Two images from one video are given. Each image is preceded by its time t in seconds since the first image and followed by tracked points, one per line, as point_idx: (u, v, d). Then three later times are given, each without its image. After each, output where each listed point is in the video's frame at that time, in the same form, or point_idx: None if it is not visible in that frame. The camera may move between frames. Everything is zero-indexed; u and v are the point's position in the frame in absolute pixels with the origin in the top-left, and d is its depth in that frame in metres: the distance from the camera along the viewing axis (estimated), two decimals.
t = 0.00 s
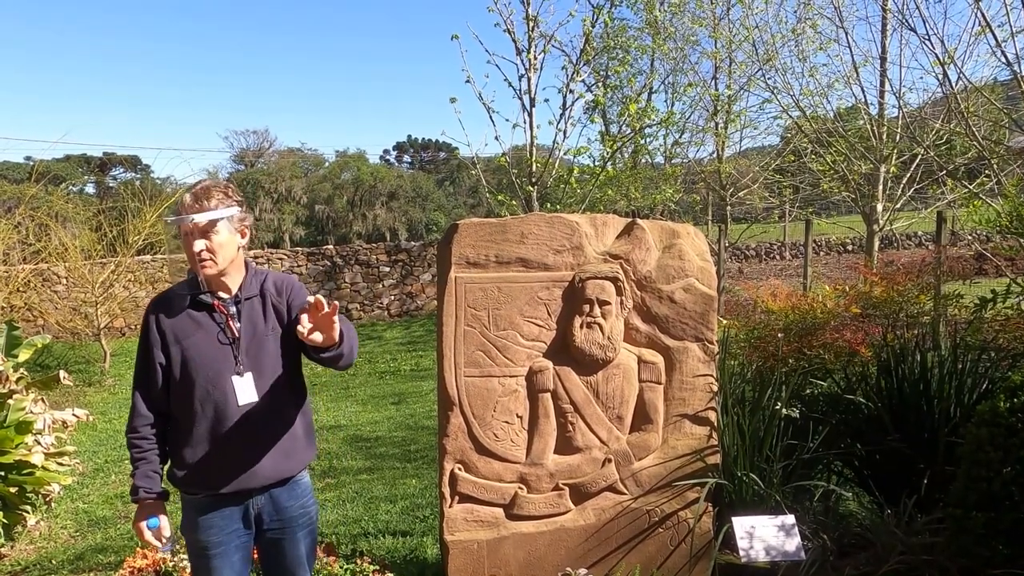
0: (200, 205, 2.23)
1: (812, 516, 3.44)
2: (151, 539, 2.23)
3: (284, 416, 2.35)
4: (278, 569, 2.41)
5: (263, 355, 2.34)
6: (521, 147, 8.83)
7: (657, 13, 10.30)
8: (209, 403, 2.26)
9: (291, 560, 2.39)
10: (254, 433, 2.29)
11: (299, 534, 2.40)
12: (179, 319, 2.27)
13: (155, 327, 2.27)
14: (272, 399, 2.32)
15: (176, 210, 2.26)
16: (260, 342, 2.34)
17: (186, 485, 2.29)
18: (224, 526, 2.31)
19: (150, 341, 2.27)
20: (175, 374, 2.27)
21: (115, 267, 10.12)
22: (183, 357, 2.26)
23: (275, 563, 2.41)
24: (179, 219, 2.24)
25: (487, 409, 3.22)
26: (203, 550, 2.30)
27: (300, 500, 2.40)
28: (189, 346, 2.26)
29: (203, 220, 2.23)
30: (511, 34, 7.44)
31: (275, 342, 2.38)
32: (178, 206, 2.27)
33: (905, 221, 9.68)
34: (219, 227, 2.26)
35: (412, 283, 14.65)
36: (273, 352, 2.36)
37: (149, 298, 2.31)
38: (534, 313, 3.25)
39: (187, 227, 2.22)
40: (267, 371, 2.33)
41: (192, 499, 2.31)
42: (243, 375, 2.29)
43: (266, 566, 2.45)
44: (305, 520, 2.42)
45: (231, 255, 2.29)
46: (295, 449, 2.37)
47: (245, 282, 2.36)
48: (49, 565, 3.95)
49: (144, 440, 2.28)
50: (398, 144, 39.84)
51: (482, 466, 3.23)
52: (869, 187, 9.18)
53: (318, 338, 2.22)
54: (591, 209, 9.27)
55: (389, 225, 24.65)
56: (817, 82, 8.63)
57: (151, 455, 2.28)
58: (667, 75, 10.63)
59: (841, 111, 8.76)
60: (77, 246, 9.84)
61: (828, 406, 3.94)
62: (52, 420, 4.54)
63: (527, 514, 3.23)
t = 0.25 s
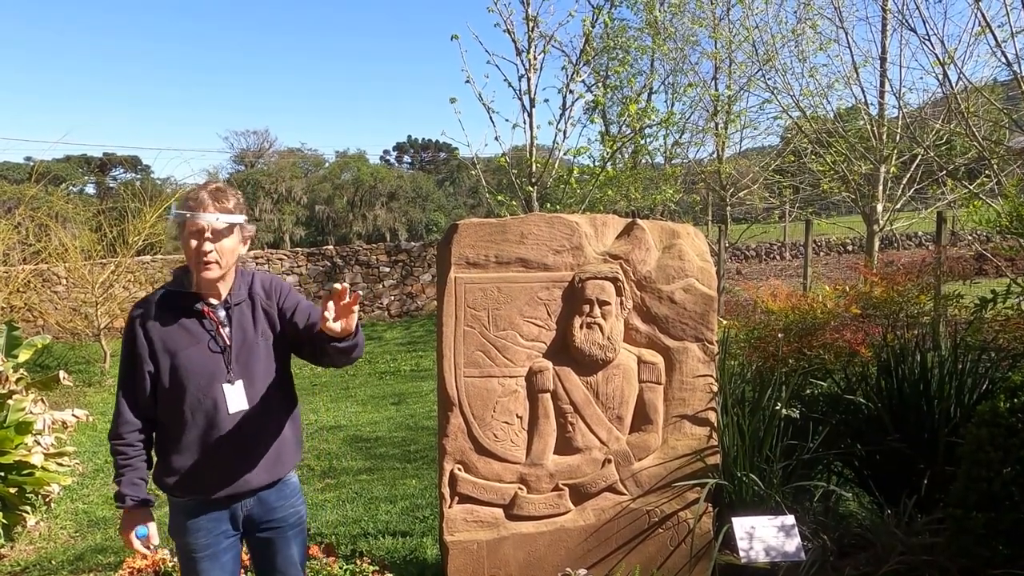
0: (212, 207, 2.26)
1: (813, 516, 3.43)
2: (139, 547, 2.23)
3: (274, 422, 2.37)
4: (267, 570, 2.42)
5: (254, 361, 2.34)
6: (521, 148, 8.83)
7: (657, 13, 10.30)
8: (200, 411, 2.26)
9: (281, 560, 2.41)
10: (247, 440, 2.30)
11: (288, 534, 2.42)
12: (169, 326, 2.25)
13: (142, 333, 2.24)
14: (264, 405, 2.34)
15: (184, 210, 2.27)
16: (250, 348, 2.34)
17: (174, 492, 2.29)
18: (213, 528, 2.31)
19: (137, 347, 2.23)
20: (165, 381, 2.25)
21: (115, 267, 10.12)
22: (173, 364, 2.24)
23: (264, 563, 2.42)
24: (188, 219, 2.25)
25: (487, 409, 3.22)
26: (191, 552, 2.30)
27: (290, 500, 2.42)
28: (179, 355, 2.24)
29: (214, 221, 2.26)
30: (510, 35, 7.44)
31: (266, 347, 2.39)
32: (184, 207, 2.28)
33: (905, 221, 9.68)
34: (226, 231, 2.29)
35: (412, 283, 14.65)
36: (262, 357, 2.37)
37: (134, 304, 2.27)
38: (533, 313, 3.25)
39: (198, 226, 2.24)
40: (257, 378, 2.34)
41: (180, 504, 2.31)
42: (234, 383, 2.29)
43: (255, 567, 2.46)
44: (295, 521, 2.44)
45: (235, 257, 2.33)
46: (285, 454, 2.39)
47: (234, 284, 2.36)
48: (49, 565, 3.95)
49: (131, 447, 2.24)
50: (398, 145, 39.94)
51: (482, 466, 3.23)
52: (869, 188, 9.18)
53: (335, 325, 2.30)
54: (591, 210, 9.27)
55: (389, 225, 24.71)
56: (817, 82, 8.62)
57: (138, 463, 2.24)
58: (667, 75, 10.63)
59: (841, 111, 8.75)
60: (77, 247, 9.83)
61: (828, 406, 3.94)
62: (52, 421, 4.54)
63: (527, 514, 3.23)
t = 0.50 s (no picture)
0: (218, 214, 2.27)
1: (812, 517, 3.43)
2: (130, 558, 2.19)
3: (267, 428, 2.39)
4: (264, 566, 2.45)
5: (248, 368, 2.35)
6: (520, 148, 8.83)
7: (657, 13, 10.30)
8: (195, 417, 2.26)
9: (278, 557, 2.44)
10: (242, 446, 2.32)
11: (285, 532, 2.46)
12: (165, 331, 2.24)
13: (137, 338, 2.22)
14: (258, 412, 2.36)
15: (188, 215, 2.25)
16: (244, 355, 2.35)
17: (167, 497, 2.28)
18: (207, 530, 2.31)
19: (132, 352, 2.21)
20: (159, 387, 2.24)
21: (114, 267, 10.12)
22: (168, 370, 2.24)
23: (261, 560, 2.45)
24: (194, 224, 2.23)
25: (486, 409, 3.22)
26: (185, 555, 2.29)
27: (284, 499, 2.44)
28: (175, 361, 2.24)
29: (221, 229, 2.26)
30: (510, 34, 7.44)
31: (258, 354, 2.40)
32: (187, 211, 2.27)
33: (905, 221, 9.69)
34: (230, 239, 2.30)
35: (411, 284, 14.65)
36: (254, 363, 2.37)
37: (128, 308, 2.24)
38: (533, 313, 3.24)
39: (203, 233, 2.24)
40: (251, 385, 2.36)
41: (171, 510, 2.30)
42: (229, 390, 2.30)
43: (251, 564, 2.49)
44: (291, 519, 2.46)
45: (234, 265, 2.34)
46: (278, 460, 2.41)
47: (228, 291, 2.36)
48: (48, 566, 3.95)
49: (122, 456, 2.18)
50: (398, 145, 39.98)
51: (481, 466, 3.22)
52: (869, 188, 9.18)
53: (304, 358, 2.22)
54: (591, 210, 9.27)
55: (388, 225, 24.75)
56: (817, 82, 8.62)
57: (130, 470, 2.19)
58: (667, 76, 10.63)
59: (841, 111, 8.75)
60: (77, 247, 9.83)
61: (828, 406, 3.93)
62: (51, 421, 4.53)
63: (527, 514, 3.22)
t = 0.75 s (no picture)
0: (236, 221, 2.24)
1: (812, 516, 3.43)
2: (125, 556, 2.11)
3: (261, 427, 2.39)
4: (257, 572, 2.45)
5: (243, 365, 2.36)
6: (520, 148, 8.83)
7: (657, 13, 10.30)
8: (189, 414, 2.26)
9: (271, 562, 2.44)
10: (236, 444, 2.32)
11: (278, 537, 2.45)
12: (161, 326, 2.24)
13: (132, 332, 2.22)
14: (252, 410, 2.36)
15: (207, 217, 2.21)
16: (239, 352, 2.36)
17: (161, 495, 2.27)
18: (201, 534, 2.31)
19: (127, 346, 2.21)
20: (153, 382, 2.23)
21: (114, 267, 10.11)
22: (162, 365, 2.23)
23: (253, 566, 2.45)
24: (211, 228, 2.21)
25: (486, 410, 3.22)
26: (179, 558, 2.30)
27: (278, 503, 2.44)
28: (169, 356, 2.24)
29: (237, 236, 2.25)
30: (509, 34, 7.43)
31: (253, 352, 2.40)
32: (206, 212, 2.22)
33: (905, 221, 9.69)
34: (242, 243, 2.27)
35: (411, 283, 14.65)
36: (248, 361, 2.38)
37: (123, 302, 2.24)
38: (532, 313, 3.24)
39: (219, 238, 2.22)
40: (245, 383, 2.36)
41: (165, 509, 2.29)
42: (223, 387, 2.30)
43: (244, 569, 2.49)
44: (284, 524, 2.46)
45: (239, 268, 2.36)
46: (272, 460, 2.41)
47: (226, 289, 2.37)
48: (47, 566, 3.94)
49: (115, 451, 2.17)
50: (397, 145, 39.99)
51: (481, 467, 3.22)
52: (869, 188, 9.17)
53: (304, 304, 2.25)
54: (590, 209, 9.26)
55: (388, 225, 24.78)
56: (816, 82, 8.62)
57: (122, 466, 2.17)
58: (667, 75, 10.62)
59: (841, 111, 8.75)
60: (76, 247, 9.82)
61: (828, 406, 3.93)
62: (51, 422, 4.53)
63: (526, 514, 3.22)
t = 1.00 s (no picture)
0: (248, 238, 2.24)
1: (811, 516, 3.43)
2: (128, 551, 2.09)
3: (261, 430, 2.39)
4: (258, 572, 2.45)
5: (243, 368, 2.36)
6: (519, 148, 8.83)
7: (656, 13, 10.30)
8: (189, 415, 2.25)
9: (271, 563, 2.44)
10: (235, 447, 2.32)
11: (278, 538, 2.45)
12: (163, 327, 2.24)
13: (134, 331, 2.21)
14: (252, 412, 2.36)
15: (219, 232, 2.19)
16: (241, 355, 2.35)
17: (159, 496, 2.26)
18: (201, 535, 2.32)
19: (128, 345, 2.20)
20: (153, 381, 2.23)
21: (113, 267, 10.11)
22: (163, 366, 2.23)
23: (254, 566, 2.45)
24: (223, 244, 2.20)
25: (485, 409, 3.22)
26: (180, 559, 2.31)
27: (278, 504, 2.44)
28: (171, 356, 2.24)
29: (247, 253, 2.25)
30: (509, 34, 7.44)
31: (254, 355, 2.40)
32: (218, 226, 2.20)
33: (904, 221, 9.70)
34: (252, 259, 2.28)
35: (411, 283, 14.65)
36: (250, 364, 2.38)
37: (125, 301, 2.24)
38: (532, 313, 3.24)
39: (230, 254, 2.22)
40: (245, 386, 2.36)
41: (164, 510, 2.29)
42: (224, 389, 2.31)
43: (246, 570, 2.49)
44: (285, 524, 2.46)
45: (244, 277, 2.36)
46: (271, 462, 2.41)
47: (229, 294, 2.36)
48: (47, 566, 3.94)
49: (116, 449, 2.16)
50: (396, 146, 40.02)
51: (481, 466, 3.22)
52: (868, 188, 9.17)
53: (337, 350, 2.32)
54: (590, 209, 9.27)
55: (387, 225, 24.80)
56: (816, 82, 8.63)
57: (123, 464, 2.16)
58: (666, 75, 10.63)
59: (840, 111, 8.75)
60: (76, 247, 9.82)
61: (827, 405, 3.93)
62: (50, 422, 4.53)
63: (526, 514, 3.22)
